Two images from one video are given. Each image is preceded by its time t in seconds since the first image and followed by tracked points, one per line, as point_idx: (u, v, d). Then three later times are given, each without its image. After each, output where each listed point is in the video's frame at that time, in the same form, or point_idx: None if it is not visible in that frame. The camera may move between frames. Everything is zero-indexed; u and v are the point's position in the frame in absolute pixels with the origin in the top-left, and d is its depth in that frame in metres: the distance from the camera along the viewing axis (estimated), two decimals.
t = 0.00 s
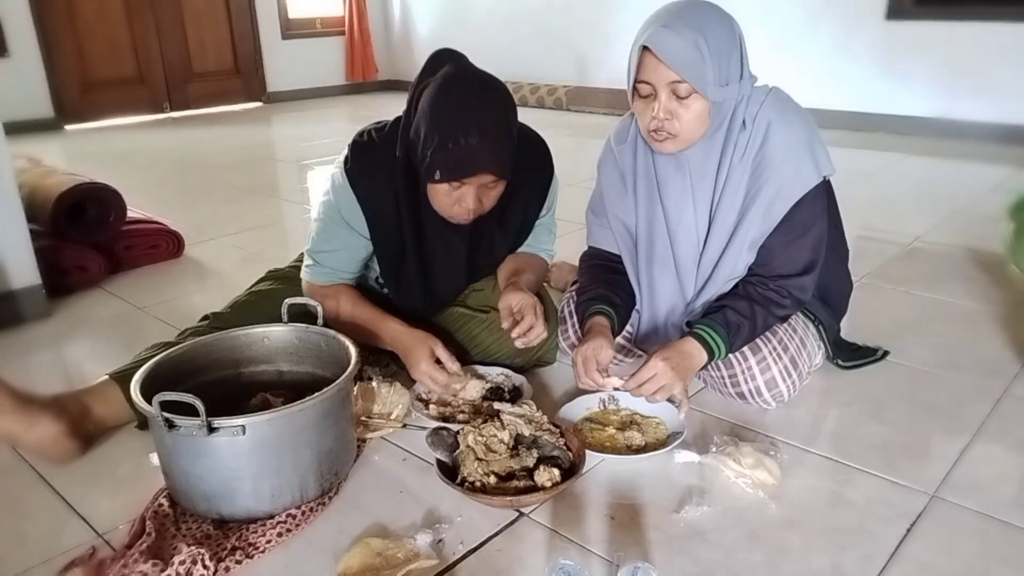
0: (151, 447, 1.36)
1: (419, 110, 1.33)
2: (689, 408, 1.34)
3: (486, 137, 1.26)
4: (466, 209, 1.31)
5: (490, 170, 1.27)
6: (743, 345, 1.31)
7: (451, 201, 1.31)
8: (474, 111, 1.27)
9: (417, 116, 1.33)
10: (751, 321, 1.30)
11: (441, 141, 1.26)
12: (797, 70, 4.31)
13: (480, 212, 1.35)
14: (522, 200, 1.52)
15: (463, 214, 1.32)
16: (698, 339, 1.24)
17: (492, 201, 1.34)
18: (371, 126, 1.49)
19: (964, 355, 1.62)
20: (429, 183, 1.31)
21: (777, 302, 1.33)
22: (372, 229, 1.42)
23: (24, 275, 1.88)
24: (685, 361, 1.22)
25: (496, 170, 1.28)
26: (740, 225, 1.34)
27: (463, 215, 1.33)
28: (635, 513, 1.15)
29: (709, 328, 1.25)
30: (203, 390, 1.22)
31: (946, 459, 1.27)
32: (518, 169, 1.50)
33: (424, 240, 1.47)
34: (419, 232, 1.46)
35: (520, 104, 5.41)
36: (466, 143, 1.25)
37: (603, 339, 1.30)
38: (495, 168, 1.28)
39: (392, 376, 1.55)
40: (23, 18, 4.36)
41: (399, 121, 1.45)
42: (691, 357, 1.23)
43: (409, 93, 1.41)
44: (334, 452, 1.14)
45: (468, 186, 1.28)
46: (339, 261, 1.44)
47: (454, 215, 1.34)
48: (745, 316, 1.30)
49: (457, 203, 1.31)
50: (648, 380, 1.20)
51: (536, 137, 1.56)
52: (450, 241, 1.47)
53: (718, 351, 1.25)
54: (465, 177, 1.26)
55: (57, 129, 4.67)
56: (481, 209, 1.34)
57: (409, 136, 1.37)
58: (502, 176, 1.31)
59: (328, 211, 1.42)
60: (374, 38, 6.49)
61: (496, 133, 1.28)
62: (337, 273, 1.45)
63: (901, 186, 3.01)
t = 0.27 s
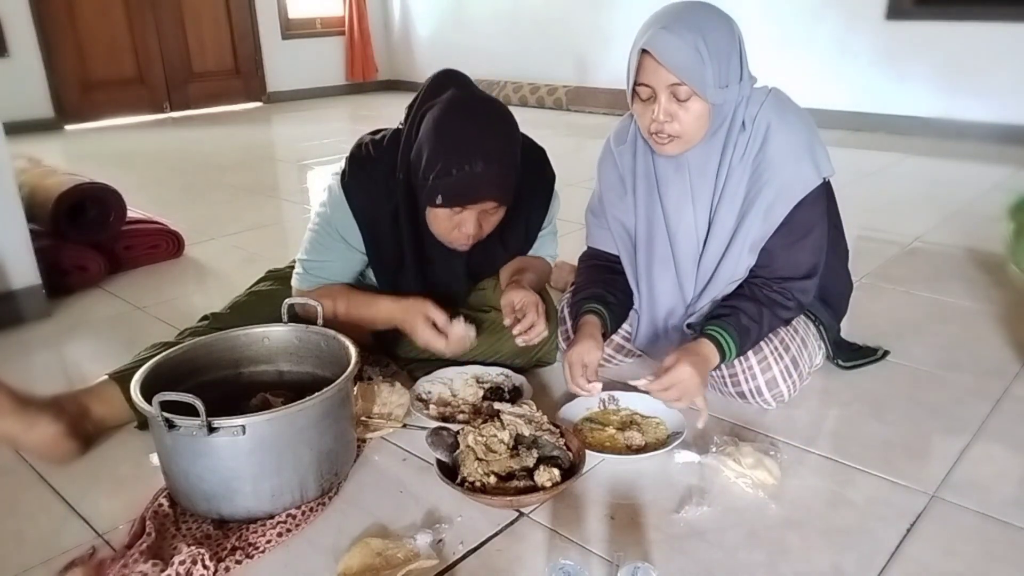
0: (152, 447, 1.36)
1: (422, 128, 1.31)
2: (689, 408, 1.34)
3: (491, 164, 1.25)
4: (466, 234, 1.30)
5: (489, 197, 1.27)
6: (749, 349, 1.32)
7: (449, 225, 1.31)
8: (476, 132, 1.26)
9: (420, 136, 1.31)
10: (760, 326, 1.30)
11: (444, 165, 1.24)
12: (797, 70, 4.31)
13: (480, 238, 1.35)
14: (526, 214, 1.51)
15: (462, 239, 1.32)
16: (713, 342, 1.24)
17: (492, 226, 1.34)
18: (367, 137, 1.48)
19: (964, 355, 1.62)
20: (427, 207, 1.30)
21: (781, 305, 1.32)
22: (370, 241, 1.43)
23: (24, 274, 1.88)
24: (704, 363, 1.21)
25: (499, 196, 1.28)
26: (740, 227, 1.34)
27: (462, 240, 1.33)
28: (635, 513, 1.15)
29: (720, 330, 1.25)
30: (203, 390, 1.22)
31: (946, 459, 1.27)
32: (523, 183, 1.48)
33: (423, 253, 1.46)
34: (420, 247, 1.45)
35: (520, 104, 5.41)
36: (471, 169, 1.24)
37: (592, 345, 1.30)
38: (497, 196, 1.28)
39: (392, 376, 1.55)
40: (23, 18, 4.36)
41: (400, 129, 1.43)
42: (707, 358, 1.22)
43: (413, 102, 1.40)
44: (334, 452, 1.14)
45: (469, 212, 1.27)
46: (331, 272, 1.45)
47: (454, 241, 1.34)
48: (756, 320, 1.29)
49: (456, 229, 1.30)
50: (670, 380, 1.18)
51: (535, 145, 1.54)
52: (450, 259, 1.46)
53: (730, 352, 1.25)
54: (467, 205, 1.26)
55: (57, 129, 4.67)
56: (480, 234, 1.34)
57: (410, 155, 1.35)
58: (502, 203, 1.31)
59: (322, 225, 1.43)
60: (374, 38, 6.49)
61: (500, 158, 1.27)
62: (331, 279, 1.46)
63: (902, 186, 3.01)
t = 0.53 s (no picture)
0: (152, 447, 1.37)
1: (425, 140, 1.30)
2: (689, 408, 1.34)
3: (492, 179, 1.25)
4: (467, 248, 1.29)
5: (491, 213, 1.26)
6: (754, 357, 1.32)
7: (449, 239, 1.29)
8: (478, 146, 1.26)
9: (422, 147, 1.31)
10: (765, 334, 1.30)
11: (446, 180, 1.24)
12: (797, 70, 4.31)
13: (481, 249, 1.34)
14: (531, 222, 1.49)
15: (462, 254, 1.31)
16: (720, 351, 1.24)
17: (493, 240, 1.33)
18: (365, 144, 1.47)
19: (964, 355, 1.62)
20: (426, 220, 1.29)
21: (786, 310, 1.32)
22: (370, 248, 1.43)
23: (24, 274, 1.88)
24: (711, 361, 1.22)
25: (500, 212, 1.28)
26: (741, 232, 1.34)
27: (462, 257, 1.31)
28: (635, 513, 1.15)
29: (728, 338, 1.25)
30: (203, 390, 1.22)
31: (945, 459, 1.27)
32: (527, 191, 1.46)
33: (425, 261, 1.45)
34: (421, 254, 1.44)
35: (520, 104, 5.41)
36: (474, 184, 1.24)
37: (587, 344, 1.31)
38: (498, 211, 1.27)
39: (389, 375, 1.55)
40: (23, 18, 4.36)
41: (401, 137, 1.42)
42: (717, 359, 1.23)
43: (416, 111, 1.39)
44: (334, 452, 1.14)
45: (470, 227, 1.27)
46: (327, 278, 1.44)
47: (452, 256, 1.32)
48: (762, 329, 1.29)
49: (457, 242, 1.29)
50: (705, 391, 1.19)
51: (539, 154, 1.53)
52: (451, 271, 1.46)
53: (739, 360, 1.25)
54: (468, 219, 1.25)
55: (57, 128, 4.67)
56: (481, 248, 1.33)
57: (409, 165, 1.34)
58: (503, 218, 1.30)
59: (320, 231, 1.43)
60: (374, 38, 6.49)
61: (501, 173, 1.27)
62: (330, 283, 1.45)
63: (901, 186, 3.01)
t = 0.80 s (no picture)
0: (152, 447, 1.37)
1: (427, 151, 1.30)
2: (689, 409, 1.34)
3: (493, 195, 1.25)
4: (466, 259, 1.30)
5: (490, 228, 1.26)
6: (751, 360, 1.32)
7: (450, 250, 1.30)
8: (478, 158, 1.25)
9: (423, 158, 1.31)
10: (762, 338, 1.30)
11: (446, 194, 1.23)
12: (797, 70, 4.31)
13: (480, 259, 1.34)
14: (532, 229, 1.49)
15: (461, 264, 1.32)
16: (714, 356, 1.25)
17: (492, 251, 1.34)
18: (366, 149, 1.46)
19: (964, 355, 1.62)
20: (427, 232, 1.29)
21: (784, 313, 1.32)
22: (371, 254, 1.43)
23: (24, 274, 1.88)
24: (708, 364, 1.22)
25: (500, 227, 1.27)
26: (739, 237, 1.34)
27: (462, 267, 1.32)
28: (635, 513, 1.15)
29: (724, 343, 1.25)
30: (203, 390, 1.22)
31: (946, 458, 1.27)
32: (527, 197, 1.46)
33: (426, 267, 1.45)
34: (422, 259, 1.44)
35: (520, 104, 5.41)
36: (475, 201, 1.23)
37: (590, 345, 1.32)
38: (498, 226, 1.27)
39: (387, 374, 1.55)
40: (23, 18, 4.36)
41: (404, 142, 1.41)
42: (713, 363, 1.23)
43: (420, 116, 1.39)
44: (334, 452, 1.14)
45: (469, 241, 1.27)
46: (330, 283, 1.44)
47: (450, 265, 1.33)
48: (759, 333, 1.29)
49: (457, 254, 1.29)
50: (705, 393, 1.19)
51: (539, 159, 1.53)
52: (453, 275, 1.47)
53: (735, 363, 1.25)
54: (467, 234, 1.25)
55: (57, 128, 4.67)
56: (481, 258, 1.33)
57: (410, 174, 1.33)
58: (504, 233, 1.30)
59: (322, 237, 1.44)
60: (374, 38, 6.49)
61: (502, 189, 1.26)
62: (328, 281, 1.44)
63: (902, 186, 3.01)
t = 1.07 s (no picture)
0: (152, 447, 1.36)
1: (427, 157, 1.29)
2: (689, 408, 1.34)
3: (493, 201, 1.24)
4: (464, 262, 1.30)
5: (491, 235, 1.25)
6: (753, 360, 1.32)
7: (450, 254, 1.29)
8: (479, 164, 1.24)
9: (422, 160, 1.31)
10: (765, 338, 1.30)
11: (446, 201, 1.22)
12: (797, 70, 4.31)
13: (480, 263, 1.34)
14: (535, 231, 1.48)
15: (463, 266, 1.32)
16: (717, 355, 1.24)
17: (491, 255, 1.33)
18: (365, 151, 1.45)
19: (964, 355, 1.62)
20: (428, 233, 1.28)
21: (785, 312, 1.32)
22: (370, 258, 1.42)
23: (24, 274, 1.88)
24: (710, 363, 1.22)
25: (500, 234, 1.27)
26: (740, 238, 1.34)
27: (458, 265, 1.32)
28: (635, 513, 1.15)
29: (726, 342, 1.25)
30: (203, 390, 1.22)
31: (946, 459, 1.27)
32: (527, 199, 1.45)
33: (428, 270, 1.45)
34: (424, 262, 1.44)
35: (520, 104, 5.41)
36: (474, 208, 1.22)
37: (594, 346, 1.31)
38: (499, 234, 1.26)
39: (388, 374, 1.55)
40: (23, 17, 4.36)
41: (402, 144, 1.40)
42: (716, 362, 1.23)
43: (421, 118, 1.38)
44: (334, 452, 1.14)
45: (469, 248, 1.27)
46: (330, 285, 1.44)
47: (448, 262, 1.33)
48: (760, 332, 1.29)
49: (457, 257, 1.29)
50: (709, 390, 1.19)
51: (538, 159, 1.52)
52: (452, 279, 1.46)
53: (738, 363, 1.25)
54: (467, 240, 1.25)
55: (56, 129, 4.67)
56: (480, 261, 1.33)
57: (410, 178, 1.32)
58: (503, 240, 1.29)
59: (321, 240, 1.41)
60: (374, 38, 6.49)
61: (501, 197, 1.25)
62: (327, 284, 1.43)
63: (902, 186, 3.01)
